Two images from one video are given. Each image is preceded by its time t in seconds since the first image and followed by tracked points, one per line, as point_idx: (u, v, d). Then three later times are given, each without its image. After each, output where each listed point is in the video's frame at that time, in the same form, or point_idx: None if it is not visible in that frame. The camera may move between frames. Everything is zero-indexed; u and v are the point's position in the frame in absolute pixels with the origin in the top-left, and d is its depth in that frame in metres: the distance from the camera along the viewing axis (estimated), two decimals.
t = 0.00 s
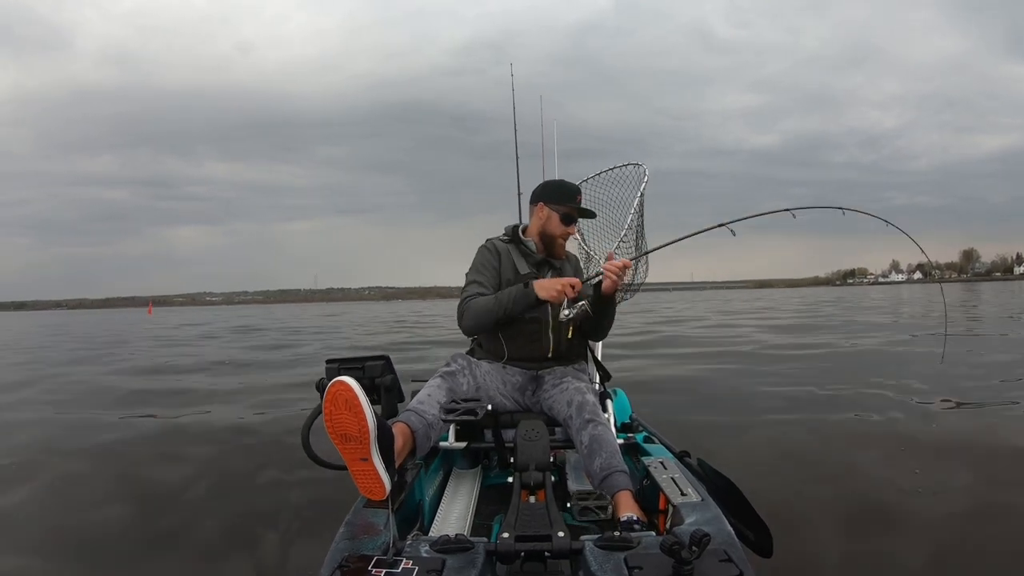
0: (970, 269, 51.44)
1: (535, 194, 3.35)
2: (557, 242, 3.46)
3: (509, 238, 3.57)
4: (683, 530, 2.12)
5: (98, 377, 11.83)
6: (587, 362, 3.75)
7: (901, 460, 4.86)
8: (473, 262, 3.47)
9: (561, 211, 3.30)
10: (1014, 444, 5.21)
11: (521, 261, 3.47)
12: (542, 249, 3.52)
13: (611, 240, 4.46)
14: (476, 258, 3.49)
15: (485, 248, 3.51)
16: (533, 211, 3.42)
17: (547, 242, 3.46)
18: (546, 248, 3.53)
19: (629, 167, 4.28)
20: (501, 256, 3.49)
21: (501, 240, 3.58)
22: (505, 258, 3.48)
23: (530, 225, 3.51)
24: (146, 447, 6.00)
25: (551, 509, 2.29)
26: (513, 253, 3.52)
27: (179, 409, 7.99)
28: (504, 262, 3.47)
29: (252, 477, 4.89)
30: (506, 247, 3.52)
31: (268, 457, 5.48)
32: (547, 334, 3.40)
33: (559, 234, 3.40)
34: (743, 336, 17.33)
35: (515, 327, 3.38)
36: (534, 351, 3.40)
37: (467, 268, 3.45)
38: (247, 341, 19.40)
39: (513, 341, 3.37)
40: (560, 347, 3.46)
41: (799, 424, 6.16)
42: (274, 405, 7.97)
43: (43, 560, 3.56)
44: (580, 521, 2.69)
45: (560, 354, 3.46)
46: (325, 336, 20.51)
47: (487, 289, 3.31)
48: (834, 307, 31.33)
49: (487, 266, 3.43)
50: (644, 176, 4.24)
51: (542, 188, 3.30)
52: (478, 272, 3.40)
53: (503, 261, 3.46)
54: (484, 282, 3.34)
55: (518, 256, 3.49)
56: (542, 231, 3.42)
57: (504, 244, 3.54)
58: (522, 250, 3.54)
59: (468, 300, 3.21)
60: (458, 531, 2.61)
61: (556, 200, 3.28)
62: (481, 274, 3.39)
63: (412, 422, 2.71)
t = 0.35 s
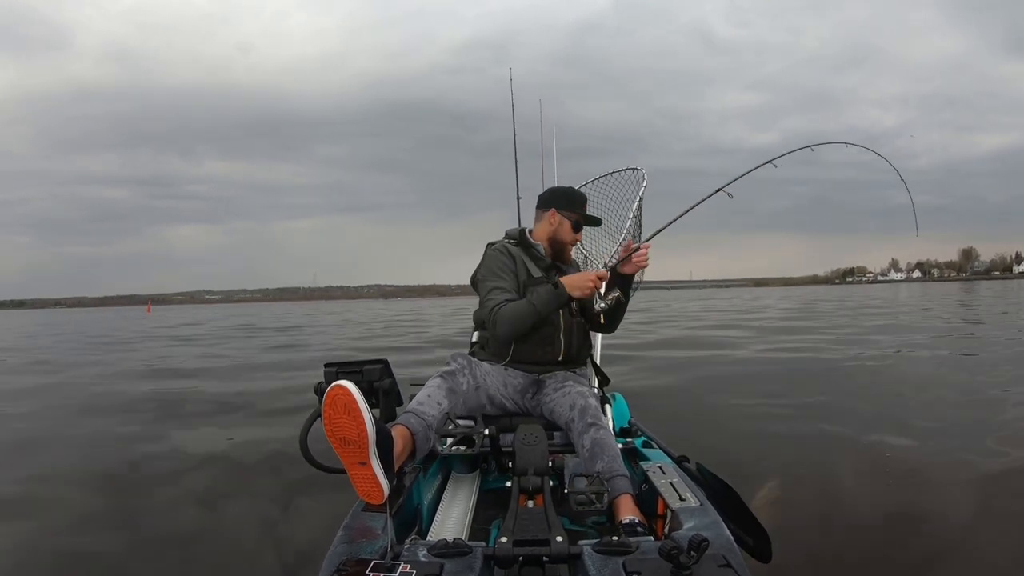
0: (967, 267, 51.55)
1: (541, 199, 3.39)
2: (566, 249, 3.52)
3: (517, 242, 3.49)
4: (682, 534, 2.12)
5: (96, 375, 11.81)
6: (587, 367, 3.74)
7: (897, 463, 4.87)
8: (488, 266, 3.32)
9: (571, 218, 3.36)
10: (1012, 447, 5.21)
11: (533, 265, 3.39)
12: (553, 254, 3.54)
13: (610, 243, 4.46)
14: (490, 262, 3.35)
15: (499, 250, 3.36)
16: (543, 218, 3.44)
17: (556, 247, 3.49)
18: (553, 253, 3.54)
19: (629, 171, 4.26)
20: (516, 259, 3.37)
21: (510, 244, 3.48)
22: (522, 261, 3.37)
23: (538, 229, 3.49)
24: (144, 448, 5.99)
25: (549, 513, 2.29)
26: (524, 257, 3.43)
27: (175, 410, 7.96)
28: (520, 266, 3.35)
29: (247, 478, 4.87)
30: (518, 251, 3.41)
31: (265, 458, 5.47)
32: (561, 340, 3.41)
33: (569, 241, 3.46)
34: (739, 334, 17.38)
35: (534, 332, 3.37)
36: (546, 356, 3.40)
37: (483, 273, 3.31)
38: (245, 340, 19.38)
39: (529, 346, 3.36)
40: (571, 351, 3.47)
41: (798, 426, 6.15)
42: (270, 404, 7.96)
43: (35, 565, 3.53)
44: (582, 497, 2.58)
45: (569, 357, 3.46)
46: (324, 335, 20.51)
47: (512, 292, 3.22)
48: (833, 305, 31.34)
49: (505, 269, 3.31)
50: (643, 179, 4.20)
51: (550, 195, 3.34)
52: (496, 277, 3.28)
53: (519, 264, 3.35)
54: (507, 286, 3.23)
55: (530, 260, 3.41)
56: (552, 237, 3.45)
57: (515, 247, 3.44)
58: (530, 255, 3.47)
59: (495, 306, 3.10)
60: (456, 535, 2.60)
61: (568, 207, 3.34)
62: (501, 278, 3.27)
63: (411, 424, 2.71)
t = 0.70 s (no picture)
0: (969, 262, 51.39)
1: (539, 199, 3.36)
2: (563, 249, 3.52)
3: (515, 241, 3.46)
4: (677, 534, 2.11)
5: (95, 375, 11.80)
6: (584, 367, 3.74)
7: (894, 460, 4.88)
8: (489, 266, 3.29)
9: (571, 219, 3.37)
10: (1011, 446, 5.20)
11: (533, 265, 3.40)
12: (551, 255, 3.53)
13: (608, 243, 4.49)
14: (490, 262, 3.31)
15: (498, 249, 3.34)
16: (540, 218, 3.41)
17: (554, 248, 3.48)
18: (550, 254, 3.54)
19: (628, 172, 4.25)
20: (516, 259, 3.35)
21: (507, 242, 3.46)
22: (521, 260, 3.37)
23: (535, 228, 3.45)
24: (143, 450, 6.00)
25: (544, 512, 2.29)
26: (523, 256, 3.42)
27: (172, 409, 7.95)
28: (519, 265, 3.35)
29: (246, 481, 4.88)
30: (517, 250, 3.40)
31: (262, 460, 5.47)
32: (560, 339, 3.41)
33: (566, 241, 3.46)
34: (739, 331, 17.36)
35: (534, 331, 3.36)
36: (545, 356, 3.41)
37: (483, 273, 3.27)
38: (245, 339, 19.37)
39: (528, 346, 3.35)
40: (570, 350, 3.49)
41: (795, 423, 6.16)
42: (268, 404, 7.95)
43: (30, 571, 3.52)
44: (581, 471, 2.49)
45: (569, 356, 3.49)
46: (324, 333, 20.50)
47: (513, 295, 3.20)
48: (833, 301, 31.32)
49: (506, 270, 3.29)
50: (643, 180, 4.23)
51: (546, 194, 3.31)
52: (497, 278, 3.25)
53: (518, 265, 3.34)
54: (508, 288, 3.21)
55: (529, 260, 3.41)
56: (550, 238, 3.43)
57: (513, 246, 3.41)
58: (529, 254, 3.45)
59: (498, 309, 3.08)
60: (451, 533, 2.61)
61: (567, 207, 3.34)
62: (501, 279, 3.24)
63: (408, 422, 2.70)
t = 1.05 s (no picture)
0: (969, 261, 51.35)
1: (535, 189, 3.34)
2: (560, 240, 3.52)
3: (514, 235, 3.48)
4: (679, 526, 2.12)
5: (95, 376, 11.82)
6: (585, 360, 3.75)
7: (894, 456, 4.88)
8: (488, 262, 3.30)
9: (566, 210, 3.35)
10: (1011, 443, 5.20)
11: (532, 258, 3.43)
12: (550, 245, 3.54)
13: (607, 236, 4.49)
14: (490, 258, 3.31)
15: (496, 244, 3.35)
16: (536, 210, 3.40)
17: (552, 238, 3.49)
18: (548, 244, 3.56)
19: (627, 164, 4.26)
20: (515, 254, 3.36)
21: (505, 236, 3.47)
22: (520, 254, 3.38)
23: (533, 220, 3.44)
24: (144, 451, 6.01)
25: (546, 504, 2.30)
26: (522, 250, 3.45)
27: (172, 410, 7.94)
28: (518, 258, 3.36)
29: (247, 482, 4.90)
30: (516, 245, 3.41)
31: (264, 461, 5.46)
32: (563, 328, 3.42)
33: (563, 233, 3.46)
34: (740, 330, 17.36)
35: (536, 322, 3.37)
36: (550, 348, 3.39)
37: (483, 269, 3.28)
38: (245, 339, 19.38)
39: (533, 340, 3.33)
40: (573, 340, 3.53)
41: (796, 421, 6.17)
42: (268, 404, 7.95)
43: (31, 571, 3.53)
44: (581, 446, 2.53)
45: (573, 346, 3.53)
46: (325, 333, 20.51)
47: (512, 290, 3.21)
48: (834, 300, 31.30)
49: (505, 265, 3.30)
50: (642, 173, 4.24)
51: (543, 184, 3.30)
52: (496, 273, 3.26)
53: (518, 260, 3.35)
54: (507, 284, 3.21)
55: (528, 254, 3.43)
56: (546, 230, 3.43)
57: (511, 241, 3.42)
58: (527, 247, 3.48)
59: (497, 305, 3.09)
60: (454, 527, 2.63)
61: (564, 197, 3.31)
62: (501, 275, 3.25)
63: (410, 416, 2.71)
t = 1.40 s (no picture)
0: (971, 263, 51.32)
1: (533, 192, 3.34)
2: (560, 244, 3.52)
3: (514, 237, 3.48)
4: (684, 526, 2.11)
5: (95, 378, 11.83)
6: (586, 361, 3.75)
7: (897, 456, 4.87)
8: (487, 264, 3.29)
9: (561, 214, 3.35)
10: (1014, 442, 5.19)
11: (534, 261, 3.46)
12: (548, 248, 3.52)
13: (608, 237, 4.49)
14: (490, 260, 3.30)
15: (499, 247, 3.32)
16: (531, 213, 3.41)
17: (548, 243, 3.48)
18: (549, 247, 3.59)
19: (626, 165, 4.26)
20: (516, 257, 3.35)
21: (505, 238, 3.46)
22: (523, 256, 3.39)
23: (529, 222, 3.46)
24: (144, 453, 6.01)
25: (550, 507, 2.29)
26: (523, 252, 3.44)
27: (174, 412, 7.95)
28: (519, 261, 3.36)
29: (249, 485, 4.90)
30: (517, 248, 3.40)
31: (265, 463, 5.47)
32: (566, 329, 3.48)
33: (560, 236, 3.45)
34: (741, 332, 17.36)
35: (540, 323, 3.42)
36: (552, 349, 3.44)
37: (481, 271, 3.27)
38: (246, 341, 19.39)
39: (534, 342, 3.36)
40: (575, 340, 3.58)
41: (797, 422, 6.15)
42: (270, 406, 7.96)
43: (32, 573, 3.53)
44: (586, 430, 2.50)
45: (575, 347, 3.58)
46: (325, 335, 20.52)
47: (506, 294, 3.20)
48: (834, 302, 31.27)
49: (504, 269, 3.28)
50: (641, 173, 4.24)
51: (538, 189, 3.30)
52: (493, 276, 3.24)
53: (518, 264, 3.34)
54: (502, 287, 3.21)
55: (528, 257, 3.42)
56: (543, 234, 3.44)
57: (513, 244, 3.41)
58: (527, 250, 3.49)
59: (486, 306, 3.09)
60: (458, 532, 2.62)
61: (559, 201, 3.32)
62: (497, 278, 3.24)
63: (414, 423, 2.70)
